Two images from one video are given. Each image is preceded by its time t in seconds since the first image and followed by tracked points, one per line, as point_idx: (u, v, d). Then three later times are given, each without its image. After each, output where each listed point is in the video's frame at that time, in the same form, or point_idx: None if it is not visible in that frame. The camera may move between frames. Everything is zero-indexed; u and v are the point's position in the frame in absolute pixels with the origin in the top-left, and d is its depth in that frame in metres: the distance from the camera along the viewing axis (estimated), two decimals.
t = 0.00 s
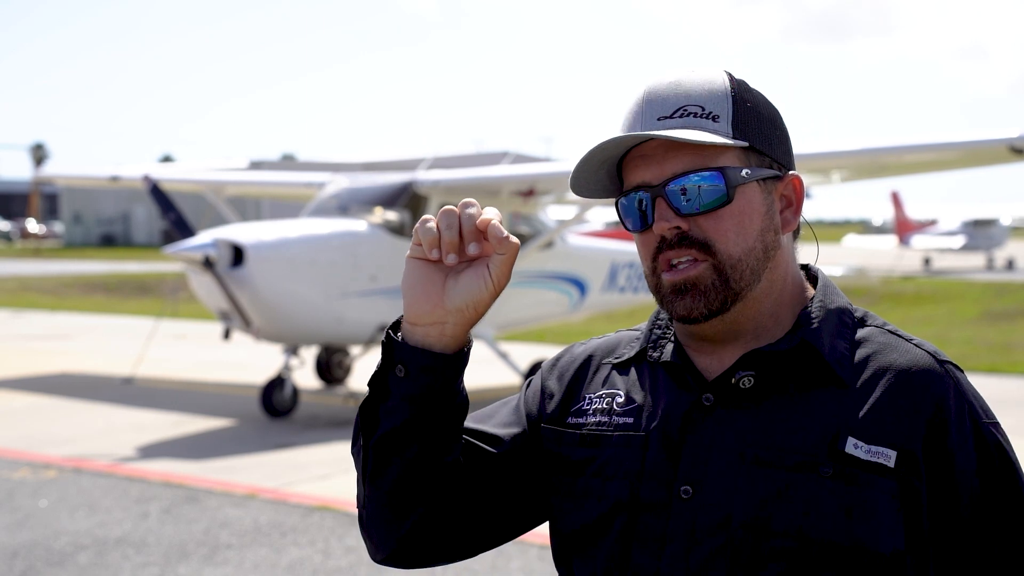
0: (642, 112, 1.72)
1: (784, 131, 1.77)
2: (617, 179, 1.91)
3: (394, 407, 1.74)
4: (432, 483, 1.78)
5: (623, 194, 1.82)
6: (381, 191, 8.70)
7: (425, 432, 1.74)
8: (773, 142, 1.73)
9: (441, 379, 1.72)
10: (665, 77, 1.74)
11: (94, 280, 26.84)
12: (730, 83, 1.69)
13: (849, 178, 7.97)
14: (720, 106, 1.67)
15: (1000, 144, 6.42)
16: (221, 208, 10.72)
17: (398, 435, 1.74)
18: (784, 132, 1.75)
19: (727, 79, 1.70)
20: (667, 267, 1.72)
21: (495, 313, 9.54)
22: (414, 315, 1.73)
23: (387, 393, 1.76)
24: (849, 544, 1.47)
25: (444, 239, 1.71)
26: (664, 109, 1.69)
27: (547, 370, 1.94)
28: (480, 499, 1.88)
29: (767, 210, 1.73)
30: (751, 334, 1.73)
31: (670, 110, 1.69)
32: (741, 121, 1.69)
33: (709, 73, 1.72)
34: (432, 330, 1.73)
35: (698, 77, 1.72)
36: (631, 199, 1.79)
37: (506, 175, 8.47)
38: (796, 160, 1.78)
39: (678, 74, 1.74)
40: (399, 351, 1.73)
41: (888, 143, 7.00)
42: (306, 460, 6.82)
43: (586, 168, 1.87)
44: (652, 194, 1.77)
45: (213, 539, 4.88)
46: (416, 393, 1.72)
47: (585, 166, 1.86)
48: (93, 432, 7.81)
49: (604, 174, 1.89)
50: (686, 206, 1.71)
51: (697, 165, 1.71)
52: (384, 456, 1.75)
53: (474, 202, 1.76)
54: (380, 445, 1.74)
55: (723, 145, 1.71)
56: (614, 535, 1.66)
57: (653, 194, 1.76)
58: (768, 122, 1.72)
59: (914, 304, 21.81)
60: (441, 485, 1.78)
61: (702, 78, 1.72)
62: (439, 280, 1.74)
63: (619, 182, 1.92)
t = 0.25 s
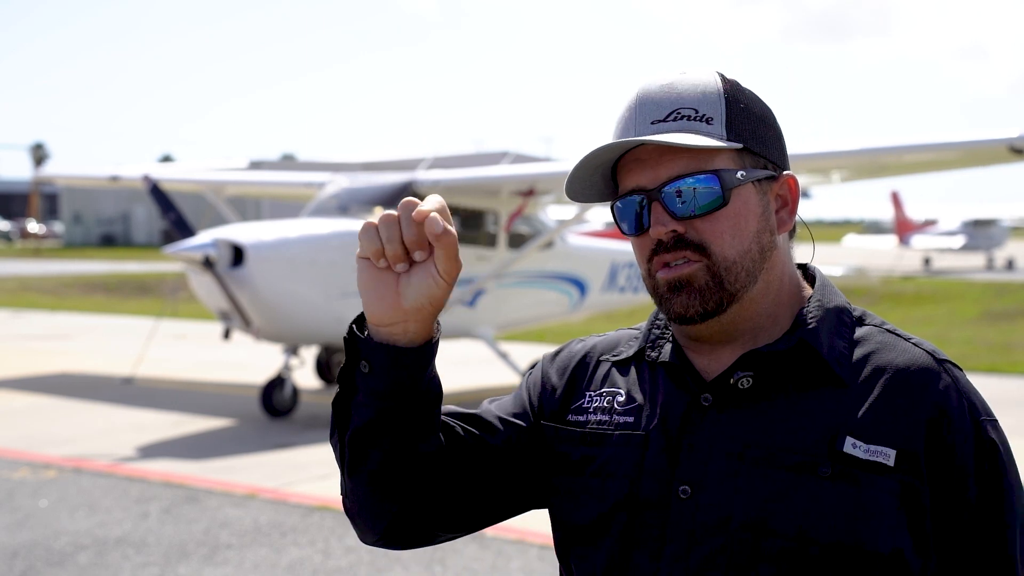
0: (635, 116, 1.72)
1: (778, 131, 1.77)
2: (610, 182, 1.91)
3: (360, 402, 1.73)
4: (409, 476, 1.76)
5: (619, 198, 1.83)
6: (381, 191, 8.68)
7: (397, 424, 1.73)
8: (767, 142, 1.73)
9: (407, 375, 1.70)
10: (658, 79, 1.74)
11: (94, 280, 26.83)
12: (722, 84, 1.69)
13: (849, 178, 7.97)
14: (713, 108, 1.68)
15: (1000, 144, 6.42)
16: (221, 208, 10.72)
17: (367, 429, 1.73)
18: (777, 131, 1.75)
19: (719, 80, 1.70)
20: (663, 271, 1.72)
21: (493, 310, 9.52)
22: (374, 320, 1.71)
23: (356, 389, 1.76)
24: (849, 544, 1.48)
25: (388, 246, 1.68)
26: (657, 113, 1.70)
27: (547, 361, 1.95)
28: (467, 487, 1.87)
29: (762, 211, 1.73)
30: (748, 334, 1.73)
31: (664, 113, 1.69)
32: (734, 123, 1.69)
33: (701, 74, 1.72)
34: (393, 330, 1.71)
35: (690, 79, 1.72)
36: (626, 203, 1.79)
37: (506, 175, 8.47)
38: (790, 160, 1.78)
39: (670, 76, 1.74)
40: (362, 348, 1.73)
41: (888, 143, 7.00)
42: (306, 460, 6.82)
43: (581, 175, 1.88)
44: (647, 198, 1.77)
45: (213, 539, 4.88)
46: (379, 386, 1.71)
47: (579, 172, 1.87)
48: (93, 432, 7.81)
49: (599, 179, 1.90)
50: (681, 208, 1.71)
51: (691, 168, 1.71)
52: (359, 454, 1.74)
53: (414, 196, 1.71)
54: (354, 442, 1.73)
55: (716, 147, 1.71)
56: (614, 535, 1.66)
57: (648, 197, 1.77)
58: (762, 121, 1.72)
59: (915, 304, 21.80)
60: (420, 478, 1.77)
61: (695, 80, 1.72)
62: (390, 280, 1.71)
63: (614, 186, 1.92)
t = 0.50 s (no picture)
0: (643, 102, 1.72)
1: (781, 129, 1.78)
2: (612, 169, 1.92)
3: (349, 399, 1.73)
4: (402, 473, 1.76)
5: (620, 183, 1.83)
6: (381, 190, 8.67)
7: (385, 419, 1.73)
8: (771, 137, 1.74)
9: (401, 370, 1.71)
10: (668, 72, 1.74)
11: (94, 280, 26.82)
12: (733, 80, 1.70)
13: (849, 178, 7.97)
14: (722, 100, 1.67)
15: (1000, 144, 6.42)
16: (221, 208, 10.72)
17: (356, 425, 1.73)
18: (782, 129, 1.76)
19: (730, 77, 1.70)
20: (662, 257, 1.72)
21: (493, 310, 9.52)
22: (367, 311, 1.71)
23: (344, 385, 1.76)
24: (848, 546, 1.48)
25: (392, 234, 1.70)
26: (665, 100, 1.69)
27: (540, 357, 1.95)
28: (455, 488, 1.86)
29: (764, 206, 1.73)
30: (745, 330, 1.73)
31: (671, 101, 1.69)
32: (741, 116, 1.69)
33: (712, 71, 1.73)
34: (387, 324, 1.71)
35: (701, 74, 1.72)
36: (629, 188, 1.79)
37: (506, 175, 8.47)
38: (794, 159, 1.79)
39: (681, 70, 1.74)
40: (352, 344, 1.73)
41: (888, 143, 7.00)
42: (306, 460, 6.82)
43: (583, 156, 1.88)
44: (648, 182, 1.77)
45: (213, 539, 4.88)
46: (365, 383, 1.71)
47: (581, 153, 1.87)
48: (93, 432, 7.81)
49: (601, 162, 1.89)
50: (682, 197, 1.71)
51: (694, 155, 1.72)
52: (347, 443, 1.74)
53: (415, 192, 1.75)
54: (343, 432, 1.74)
55: (721, 136, 1.71)
56: (613, 537, 1.65)
57: (649, 181, 1.77)
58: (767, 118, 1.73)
59: (915, 303, 21.80)
60: (408, 471, 1.76)
61: (706, 75, 1.72)
62: (388, 271, 1.71)
63: (616, 172, 1.92)
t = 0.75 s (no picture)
0: (644, 103, 1.72)
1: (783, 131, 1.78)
2: (613, 170, 1.92)
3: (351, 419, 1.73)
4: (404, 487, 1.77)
5: (622, 185, 1.83)
6: (381, 191, 8.66)
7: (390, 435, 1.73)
8: (774, 138, 1.74)
9: (398, 386, 1.70)
10: (670, 71, 1.74)
11: (94, 280, 26.81)
12: (734, 79, 1.70)
13: (850, 179, 7.97)
14: (723, 101, 1.67)
15: (1000, 144, 6.42)
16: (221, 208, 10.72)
17: (359, 442, 1.73)
18: (783, 130, 1.76)
19: (732, 76, 1.70)
20: (664, 259, 1.72)
21: (493, 310, 9.52)
22: (363, 329, 1.71)
23: (346, 404, 1.75)
24: (850, 547, 1.48)
25: (382, 254, 1.70)
26: (666, 101, 1.69)
27: (539, 361, 1.95)
28: (461, 492, 1.87)
29: (765, 207, 1.74)
30: (746, 330, 1.73)
31: (673, 102, 1.69)
32: (742, 116, 1.69)
33: (714, 70, 1.72)
34: (383, 342, 1.71)
35: (703, 72, 1.72)
36: (631, 190, 1.80)
37: (506, 175, 8.46)
38: (796, 160, 1.79)
39: (683, 69, 1.74)
40: (354, 364, 1.72)
41: (888, 143, 7.00)
42: (306, 460, 6.82)
43: (583, 158, 1.87)
44: (650, 184, 1.77)
45: (213, 539, 4.88)
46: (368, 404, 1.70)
47: (582, 155, 1.87)
48: (93, 432, 7.81)
49: (602, 163, 1.89)
50: (685, 198, 1.71)
51: (696, 156, 1.72)
52: (350, 463, 1.74)
53: (406, 207, 1.74)
54: (345, 453, 1.74)
55: (724, 138, 1.71)
56: (612, 537, 1.66)
57: (651, 183, 1.77)
58: (769, 118, 1.73)
59: (915, 303, 21.80)
60: (411, 485, 1.77)
61: (708, 74, 1.72)
62: (382, 289, 1.71)
63: (617, 173, 1.92)
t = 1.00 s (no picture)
0: (646, 101, 1.72)
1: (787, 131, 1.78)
2: (614, 166, 1.91)
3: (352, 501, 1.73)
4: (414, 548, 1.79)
5: (622, 182, 1.83)
6: (381, 191, 8.66)
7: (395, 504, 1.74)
8: (777, 138, 1.74)
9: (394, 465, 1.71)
10: (674, 69, 1.74)
11: (94, 280, 26.81)
12: (738, 79, 1.70)
13: (850, 179, 7.96)
14: (727, 99, 1.67)
15: (1000, 144, 6.42)
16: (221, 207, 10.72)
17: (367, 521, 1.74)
18: (787, 132, 1.76)
19: (735, 75, 1.70)
20: (663, 256, 1.73)
21: (493, 310, 9.52)
22: (350, 430, 1.69)
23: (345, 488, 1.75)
24: (846, 551, 1.48)
25: (352, 372, 1.62)
26: (669, 99, 1.69)
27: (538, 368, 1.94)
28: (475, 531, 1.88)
29: (766, 207, 1.74)
30: (744, 330, 1.73)
31: (676, 99, 1.69)
32: (746, 115, 1.69)
33: (718, 68, 1.72)
34: (370, 435, 1.70)
35: (707, 71, 1.72)
36: (633, 186, 1.79)
37: (506, 175, 8.47)
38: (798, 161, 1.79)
39: (686, 67, 1.74)
40: (349, 456, 1.72)
41: (888, 143, 7.00)
42: (306, 460, 6.82)
43: (585, 153, 1.87)
44: (651, 181, 1.77)
45: (213, 539, 4.88)
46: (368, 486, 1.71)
47: (584, 150, 1.86)
48: (93, 432, 7.82)
49: (603, 160, 1.89)
50: (686, 196, 1.72)
51: (698, 154, 1.72)
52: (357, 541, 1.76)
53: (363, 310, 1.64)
54: (350, 533, 1.75)
55: (727, 137, 1.71)
56: (609, 541, 1.66)
57: (652, 180, 1.77)
58: (772, 118, 1.73)
59: (915, 303, 21.79)
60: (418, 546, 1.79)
61: (712, 72, 1.72)
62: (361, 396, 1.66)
63: (618, 170, 1.92)
